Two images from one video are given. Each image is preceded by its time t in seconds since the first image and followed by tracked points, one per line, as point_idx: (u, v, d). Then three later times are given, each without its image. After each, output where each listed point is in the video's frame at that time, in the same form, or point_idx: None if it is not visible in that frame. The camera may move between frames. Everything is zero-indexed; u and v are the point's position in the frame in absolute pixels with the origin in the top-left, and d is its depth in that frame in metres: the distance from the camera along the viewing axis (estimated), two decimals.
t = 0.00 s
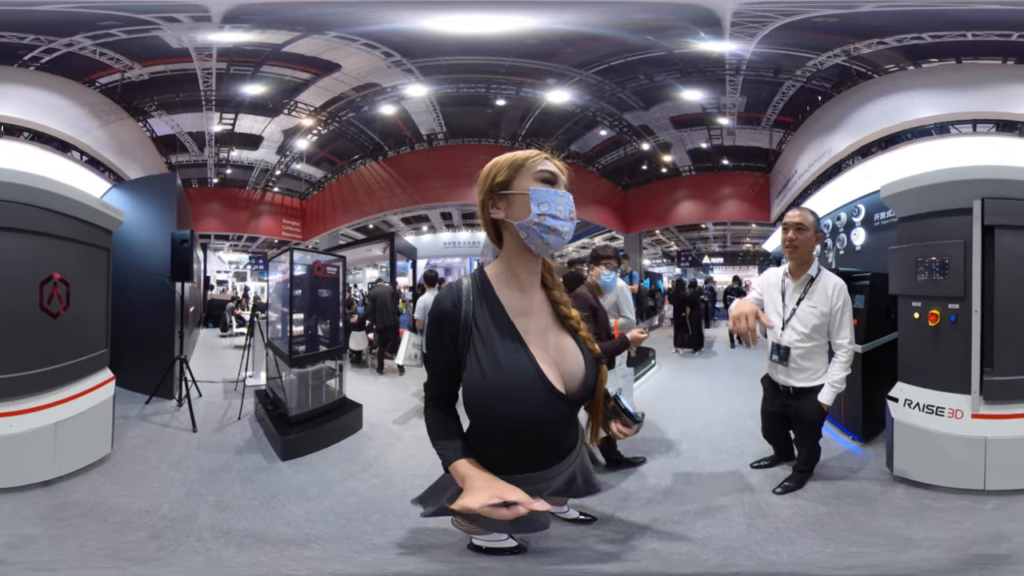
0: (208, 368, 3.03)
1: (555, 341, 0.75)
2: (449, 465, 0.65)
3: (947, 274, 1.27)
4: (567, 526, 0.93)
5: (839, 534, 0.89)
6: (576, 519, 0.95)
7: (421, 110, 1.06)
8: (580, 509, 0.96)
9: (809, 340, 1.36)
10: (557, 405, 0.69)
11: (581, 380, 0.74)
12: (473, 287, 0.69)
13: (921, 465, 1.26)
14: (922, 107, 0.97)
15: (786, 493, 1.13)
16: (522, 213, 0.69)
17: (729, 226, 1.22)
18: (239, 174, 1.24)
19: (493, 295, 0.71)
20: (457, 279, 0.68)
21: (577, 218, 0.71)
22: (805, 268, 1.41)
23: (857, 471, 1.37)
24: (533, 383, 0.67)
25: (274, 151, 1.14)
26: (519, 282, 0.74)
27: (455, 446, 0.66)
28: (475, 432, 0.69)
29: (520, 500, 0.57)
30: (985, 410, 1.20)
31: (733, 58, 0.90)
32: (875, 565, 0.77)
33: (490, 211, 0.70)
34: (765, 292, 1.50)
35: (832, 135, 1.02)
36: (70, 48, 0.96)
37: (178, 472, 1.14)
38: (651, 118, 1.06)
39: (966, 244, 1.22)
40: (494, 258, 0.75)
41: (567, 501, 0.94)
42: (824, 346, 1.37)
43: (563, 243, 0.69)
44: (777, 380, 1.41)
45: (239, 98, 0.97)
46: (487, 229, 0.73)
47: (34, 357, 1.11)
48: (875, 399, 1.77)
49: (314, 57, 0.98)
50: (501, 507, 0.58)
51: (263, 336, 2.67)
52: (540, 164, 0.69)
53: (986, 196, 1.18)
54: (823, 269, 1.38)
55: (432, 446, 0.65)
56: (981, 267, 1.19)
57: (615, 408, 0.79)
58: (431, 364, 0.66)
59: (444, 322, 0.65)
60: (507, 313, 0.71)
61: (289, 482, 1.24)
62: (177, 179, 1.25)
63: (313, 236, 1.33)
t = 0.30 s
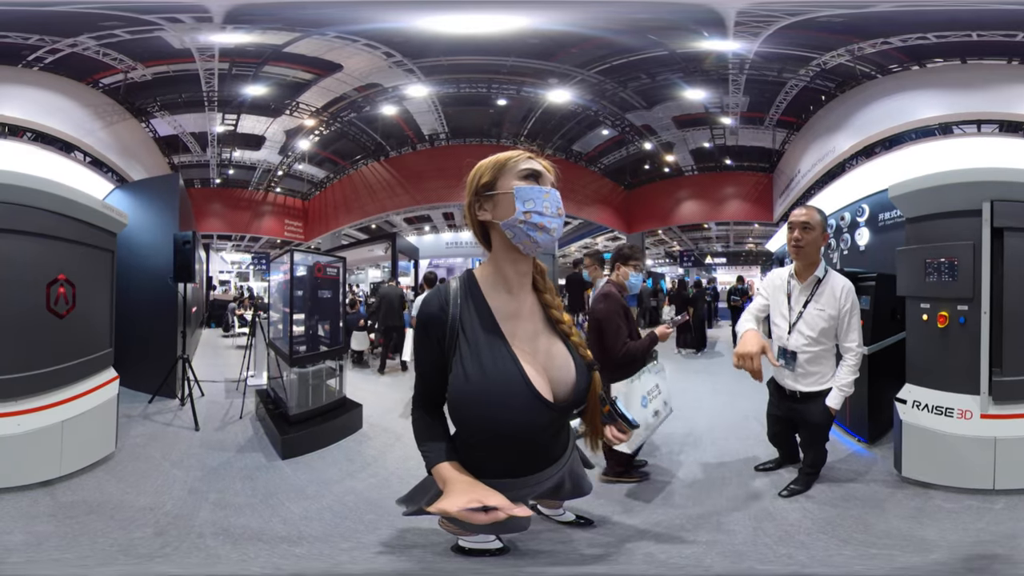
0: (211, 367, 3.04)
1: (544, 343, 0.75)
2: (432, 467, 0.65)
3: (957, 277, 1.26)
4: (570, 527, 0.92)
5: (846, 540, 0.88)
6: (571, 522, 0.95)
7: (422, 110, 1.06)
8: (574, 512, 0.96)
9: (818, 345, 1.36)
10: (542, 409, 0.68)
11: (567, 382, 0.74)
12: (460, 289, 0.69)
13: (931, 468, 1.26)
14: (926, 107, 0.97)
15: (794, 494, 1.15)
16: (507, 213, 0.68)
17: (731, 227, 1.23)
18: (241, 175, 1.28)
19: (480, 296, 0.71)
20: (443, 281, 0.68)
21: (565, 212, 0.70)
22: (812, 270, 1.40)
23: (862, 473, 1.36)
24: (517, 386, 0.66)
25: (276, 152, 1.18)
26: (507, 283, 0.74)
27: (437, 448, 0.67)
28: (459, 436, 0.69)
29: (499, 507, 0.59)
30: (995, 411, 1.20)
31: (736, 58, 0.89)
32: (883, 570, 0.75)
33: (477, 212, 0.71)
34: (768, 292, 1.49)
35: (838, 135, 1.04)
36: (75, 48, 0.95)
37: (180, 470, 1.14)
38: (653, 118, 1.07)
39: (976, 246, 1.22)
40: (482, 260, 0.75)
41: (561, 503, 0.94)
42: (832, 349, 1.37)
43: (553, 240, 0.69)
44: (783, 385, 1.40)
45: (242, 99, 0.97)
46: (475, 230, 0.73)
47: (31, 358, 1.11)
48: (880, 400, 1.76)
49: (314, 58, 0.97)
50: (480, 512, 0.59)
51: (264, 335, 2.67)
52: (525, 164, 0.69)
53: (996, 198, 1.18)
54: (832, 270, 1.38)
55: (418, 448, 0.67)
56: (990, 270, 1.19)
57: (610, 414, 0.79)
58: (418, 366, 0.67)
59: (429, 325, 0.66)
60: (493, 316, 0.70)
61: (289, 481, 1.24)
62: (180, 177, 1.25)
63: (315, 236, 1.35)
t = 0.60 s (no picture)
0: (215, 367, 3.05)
1: (546, 338, 0.75)
2: (437, 462, 0.66)
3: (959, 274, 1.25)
4: (573, 525, 0.92)
5: (848, 540, 0.88)
6: (576, 521, 0.94)
7: (426, 109, 1.06)
8: (579, 511, 0.95)
9: (818, 343, 1.36)
10: (543, 402, 0.69)
11: (571, 378, 0.74)
12: (464, 284, 0.69)
13: (933, 467, 1.26)
14: (928, 107, 0.98)
15: (795, 493, 1.16)
16: (508, 210, 0.68)
17: (734, 225, 1.28)
18: (244, 174, 1.26)
19: (483, 293, 0.71)
20: (447, 276, 0.68)
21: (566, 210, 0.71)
22: (812, 267, 1.40)
23: (864, 472, 1.36)
24: (520, 380, 0.66)
25: (280, 152, 1.17)
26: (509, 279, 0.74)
27: (442, 443, 0.67)
28: (464, 429, 0.69)
29: (505, 500, 0.57)
30: (997, 409, 1.21)
31: (738, 58, 0.89)
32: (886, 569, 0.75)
33: (478, 210, 0.71)
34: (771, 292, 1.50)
35: (839, 134, 1.02)
36: (77, 48, 0.95)
37: (184, 470, 1.14)
38: (656, 118, 1.07)
39: (977, 243, 1.21)
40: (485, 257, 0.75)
41: (566, 502, 0.93)
42: (834, 348, 1.36)
43: (553, 235, 0.69)
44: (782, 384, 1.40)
45: (246, 99, 0.96)
46: (476, 228, 0.73)
47: (31, 357, 1.10)
48: (883, 399, 1.76)
49: (320, 58, 0.97)
50: (487, 506, 0.59)
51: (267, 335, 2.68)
52: (526, 162, 0.69)
53: (997, 195, 1.18)
54: (833, 268, 1.38)
55: (422, 443, 0.67)
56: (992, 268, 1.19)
57: (600, 413, 0.75)
58: (422, 361, 0.66)
59: (433, 320, 0.65)
60: (496, 311, 0.70)
61: (294, 481, 1.24)
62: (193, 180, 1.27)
63: (319, 235, 1.36)
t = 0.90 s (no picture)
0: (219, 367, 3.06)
1: (550, 335, 0.75)
2: (440, 459, 0.65)
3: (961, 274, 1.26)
4: (579, 525, 0.93)
5: (851, 540, 0.88)
6: (580, 521, 0.94)
7: (430, 110, 1.04)
8: (584, 510, 0.95)
9: (819, 341, 1.35)
10: (547, 399, 0.68)
11: (574, 375, 0.73)
12: (469, 281, 0.69)
13: (935, 466, 1.26)
14: (932, 106, 0.97)
15: (798, 493, 1.15)
16: (512, 208, 0.69)
17: (738, 225, 1.26)
18: (249, 174, 1.27)
19: (488, 290, 0.71)
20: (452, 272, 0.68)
21: (568, 206, 0.70)
22: (813, 266, 1.41)
23: (868, 472, 1.36)
24: (523, 376, 0.66)
25: (284, 152, 1.17)
26: (513, 277, 0.74)
27: (446, 440, 0.66)
28: (468, 426, 0.69)
29: (505, 498, 0.57)
30: (1000, 408, 1.20)
31: (742, 58, 0.90)
32: (890, 569, 0.75)
33: (482, 209, 0.71)
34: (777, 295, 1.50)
35: (843, 134, 1.02)
36: (81, 48, 0.95)
37: (188, 471, 1.15)
38: (660, 118, 1.07)
39: (980, 242, 1.22)
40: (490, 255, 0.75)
41: (570, 500, 0.95)
42: (837, 347, 1.35)
43: (557, 232, 0.69)
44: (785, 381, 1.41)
45: (249, 99, 0.96)
46: (481, 226, 0.74)
47: (35, 357, 1.10)
48: (886, 399, 1.75)
49: (325, 59, 0.97)
50: (487, 503, 0.58)
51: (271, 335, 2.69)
52: (528, 161, 0.69)
53: (999, 195, 1.18)
54: (833, 265, 1.37)
55: (426, 439, 0.66)
56: (994, 266, 1.19)
57: (603, 414, 0.75)
58: (427, 357, 0.65)
59: (437, 316, 0.65)
60: (501, 307, 0.70)
61: (299, 481, 1.24)
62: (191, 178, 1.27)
63: (323, 236, 1.33)
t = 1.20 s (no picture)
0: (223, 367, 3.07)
1: (558, 335, 0.74)
2: (446, 458, 0.65)
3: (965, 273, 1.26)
4: (587, 525, 0.92)
5: (858, 539, 0.87)
6: (587, 521, 0.94)
7: (434, 109, 1.05)
8: (591, 511, 0.96)
9: (824, 340, 1.35)
10: (552, 400, 0.68)
11: (581, 376, 0.73)
12: (476, 279, 0.69)
13: (940, 466, 1.26)
14: (937, 107, 0.98)
15: (803, 492, 1.15)
16: (518, 206, 0.69)
17: (742, 226, 1.26)
18: (253, 174, 1.28)
19: (495, 288, 0.71)
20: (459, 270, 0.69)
21: (578, 201, 0.69)
22: (816, 265, 1.41)
23: (874, 472, 1.35)
24: (529, 376, 0.66)
25: (288, 152, 1.15)
26: (520, 275, 0.74)
27: (452, 440, 0.66)
28: (474, 426, 0.68)
29: (509, 498, 0.56)
30: (1003, 408, 1.19)
31: (747, 58, 0.88)
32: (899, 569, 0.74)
33: (490, 206, 0.71)
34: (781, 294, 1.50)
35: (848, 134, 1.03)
36: (85, 48, 0.93)
37: (191, 470, 1.14)
38: (665, 118, 1.07)
39: (983, 241, 1.22)
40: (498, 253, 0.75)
41: (577, 502, 0.95)
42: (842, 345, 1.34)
43: (567, 227, 0.68)
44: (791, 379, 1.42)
45: (253, 99, 0.95)
46: (489, 223, 0.74)
47: (38, 357, 1.10)
48: (890, 399, 1.75)
49: (326, 59, 0.96)
50: (491, 503, 0.58)
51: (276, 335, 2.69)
52: (534, 157, 0.69)
53: (1003, 195, 1.18)
54: (835, 265, 1.37)
55: (432, 438, 0.66)
56: (998, 265, 1.19)
57: (602, 420, 0.73)
58: (435, 354, 0.66)
59: (443, 314, 0.66)
60: (507, 306, 0.70)
61: (303, 482, 1.23)
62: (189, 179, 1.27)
63: (326, 235, 1.38)
